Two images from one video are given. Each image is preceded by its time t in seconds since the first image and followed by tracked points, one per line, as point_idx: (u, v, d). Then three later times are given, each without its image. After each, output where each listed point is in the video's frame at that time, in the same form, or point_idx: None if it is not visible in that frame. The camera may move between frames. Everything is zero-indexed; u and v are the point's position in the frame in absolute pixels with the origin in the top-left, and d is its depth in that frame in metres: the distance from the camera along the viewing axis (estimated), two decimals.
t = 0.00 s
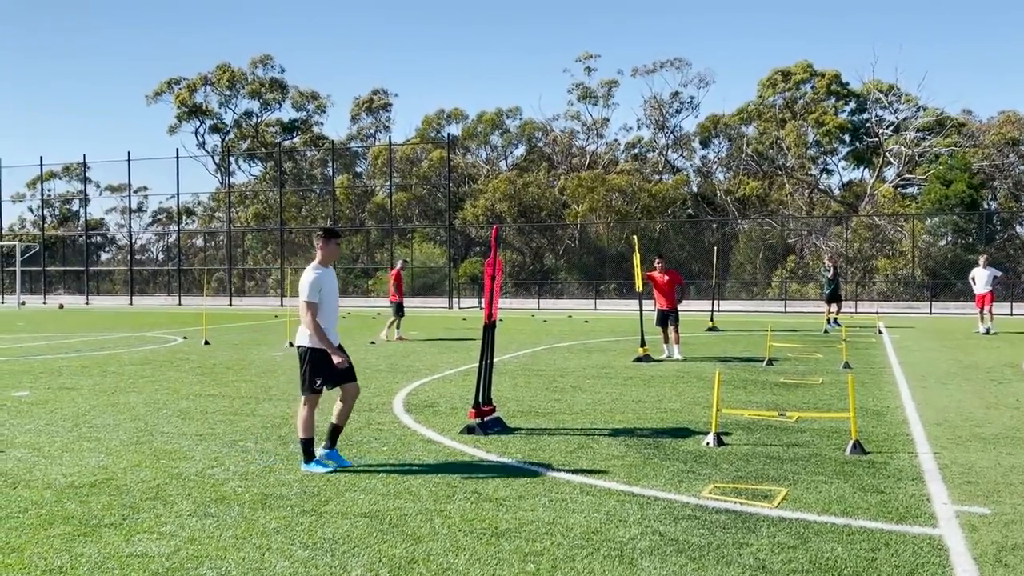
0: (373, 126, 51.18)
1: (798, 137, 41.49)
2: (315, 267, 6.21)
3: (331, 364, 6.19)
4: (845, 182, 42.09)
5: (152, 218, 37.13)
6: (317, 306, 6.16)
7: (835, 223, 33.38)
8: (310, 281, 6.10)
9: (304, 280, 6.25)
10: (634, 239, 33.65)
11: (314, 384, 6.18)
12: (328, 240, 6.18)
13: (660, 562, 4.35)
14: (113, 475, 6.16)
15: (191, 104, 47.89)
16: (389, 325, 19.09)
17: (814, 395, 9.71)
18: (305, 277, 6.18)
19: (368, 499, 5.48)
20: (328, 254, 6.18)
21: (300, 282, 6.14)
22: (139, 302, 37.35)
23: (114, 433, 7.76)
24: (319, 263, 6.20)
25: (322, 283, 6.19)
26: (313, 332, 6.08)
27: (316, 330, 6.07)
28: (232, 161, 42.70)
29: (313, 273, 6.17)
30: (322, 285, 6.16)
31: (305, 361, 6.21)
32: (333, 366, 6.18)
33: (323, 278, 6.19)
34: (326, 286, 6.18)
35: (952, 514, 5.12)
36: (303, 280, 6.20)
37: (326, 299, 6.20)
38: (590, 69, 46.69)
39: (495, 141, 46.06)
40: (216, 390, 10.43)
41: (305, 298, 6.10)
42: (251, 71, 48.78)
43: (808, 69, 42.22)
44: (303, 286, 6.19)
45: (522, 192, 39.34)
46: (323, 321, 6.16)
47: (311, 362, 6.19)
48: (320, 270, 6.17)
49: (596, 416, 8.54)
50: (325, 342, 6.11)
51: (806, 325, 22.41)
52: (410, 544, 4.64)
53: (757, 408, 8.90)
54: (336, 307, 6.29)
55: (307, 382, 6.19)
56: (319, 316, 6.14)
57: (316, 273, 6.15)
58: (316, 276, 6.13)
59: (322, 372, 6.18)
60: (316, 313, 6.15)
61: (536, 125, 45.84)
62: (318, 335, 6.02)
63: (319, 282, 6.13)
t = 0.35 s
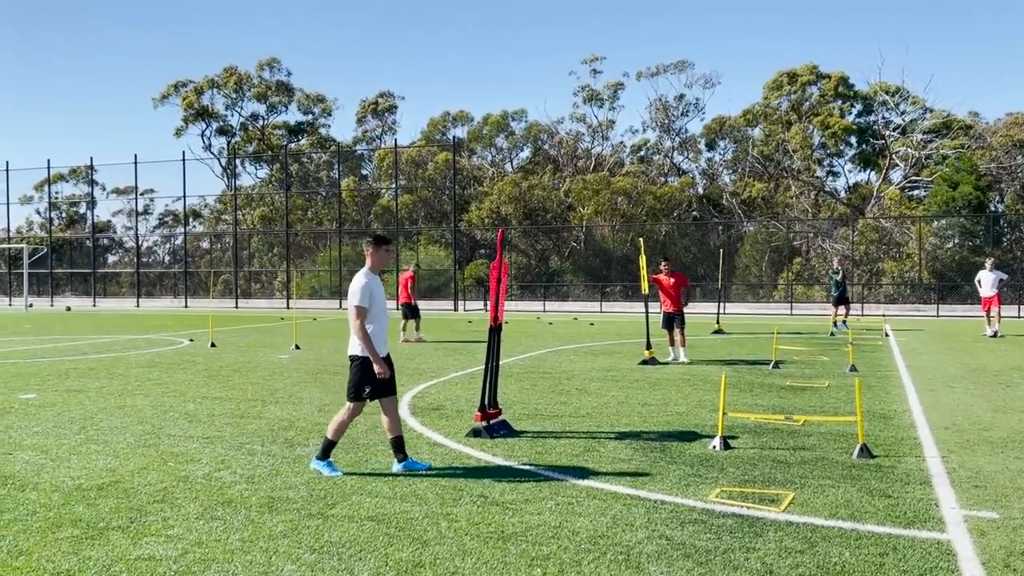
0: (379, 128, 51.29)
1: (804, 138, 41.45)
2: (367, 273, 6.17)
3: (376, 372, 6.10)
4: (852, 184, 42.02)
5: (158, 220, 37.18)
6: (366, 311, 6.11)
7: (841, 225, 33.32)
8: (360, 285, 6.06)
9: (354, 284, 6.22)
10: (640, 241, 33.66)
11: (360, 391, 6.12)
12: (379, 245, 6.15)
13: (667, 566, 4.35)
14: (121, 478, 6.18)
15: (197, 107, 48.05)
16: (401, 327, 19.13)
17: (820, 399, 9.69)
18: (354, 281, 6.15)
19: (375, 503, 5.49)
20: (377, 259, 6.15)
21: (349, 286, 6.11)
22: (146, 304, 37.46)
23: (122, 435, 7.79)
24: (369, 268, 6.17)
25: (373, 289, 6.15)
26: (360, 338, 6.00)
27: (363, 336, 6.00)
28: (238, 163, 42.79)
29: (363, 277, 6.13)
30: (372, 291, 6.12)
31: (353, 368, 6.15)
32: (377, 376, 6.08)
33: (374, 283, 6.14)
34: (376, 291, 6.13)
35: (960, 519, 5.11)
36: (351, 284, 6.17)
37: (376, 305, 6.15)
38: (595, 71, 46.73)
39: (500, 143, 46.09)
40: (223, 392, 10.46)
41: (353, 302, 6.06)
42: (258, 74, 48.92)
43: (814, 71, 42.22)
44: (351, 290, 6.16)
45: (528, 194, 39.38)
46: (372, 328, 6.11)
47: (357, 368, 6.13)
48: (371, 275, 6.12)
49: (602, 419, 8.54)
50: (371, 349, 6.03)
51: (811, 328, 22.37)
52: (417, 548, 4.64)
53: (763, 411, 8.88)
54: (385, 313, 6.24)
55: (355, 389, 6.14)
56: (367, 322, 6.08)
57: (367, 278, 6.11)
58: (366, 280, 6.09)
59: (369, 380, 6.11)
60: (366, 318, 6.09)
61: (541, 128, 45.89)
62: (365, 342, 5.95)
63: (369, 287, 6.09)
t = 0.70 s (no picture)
0: (380, 130, 51.31)
1: (806, 140, 41.47)
2: (415, 271, 6.23)
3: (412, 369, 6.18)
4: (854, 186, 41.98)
5: (160, 222, 37.20)
6: (409, 308, 6.19)
7: (843, 227, 33.28)
8: (403, 282, 6.15)
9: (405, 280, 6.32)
10: (641, 243, 33.65)
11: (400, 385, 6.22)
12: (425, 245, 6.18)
13: (671, 567, 4.35)
14: (124, 479, 6.20)
15: (199, 109, 48.10)
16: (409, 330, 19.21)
17: (823, 401, 9.68)
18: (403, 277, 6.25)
19: (378, 504, 5.50)
20: (423, 258, 6.18)
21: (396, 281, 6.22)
22: (148, 306, 37.48)
23: (124, 436, 7.81)
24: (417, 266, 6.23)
25: (417, 288, 6.20)
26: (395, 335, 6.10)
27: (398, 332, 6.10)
28: (240, 165, 42.81)
29: (409, 274, 6.21)
30: (416, 289, 6.18)
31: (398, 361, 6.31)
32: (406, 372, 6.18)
33: (418, 282, 6.20)
34: (420, 289, 6.19)
35: (963, 520, 5.11)
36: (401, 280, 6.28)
37: (418, 303, 6.19)
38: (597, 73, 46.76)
39: (502, 145, 46.10)
40: (226, 394, 10.47)
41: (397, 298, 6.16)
42: (260, 76, 48.99)
43: (816, 74, 42.26)
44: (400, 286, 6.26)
45: (529, 196, 39.39)
46: (411, 325, 6.18)
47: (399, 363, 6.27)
48: (416, 273, 6.19)
49: (604, 421, 8.54)
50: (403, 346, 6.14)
51: (814, 330, 22.34)
52: (420, 549, 4.65)
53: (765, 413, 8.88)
54: (429, 312, 6.28)
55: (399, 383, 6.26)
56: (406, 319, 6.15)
57: (413, 275, 6.19)
58: (410, 278, 6.17)
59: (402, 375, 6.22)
60: (407, 316, 6.17)
61: (543, 130, 45.93)
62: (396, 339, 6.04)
63: (413, 284, 6.16)
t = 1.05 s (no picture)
0: (377, 132, 51.30)
1: (802, 142, 41.60)
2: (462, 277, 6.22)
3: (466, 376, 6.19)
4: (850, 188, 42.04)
5: (157, 224, 37.16)
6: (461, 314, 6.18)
7: (840, 229, 33.34)
8: (455, 289, 6.13)
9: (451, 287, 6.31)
10: (638, 245, 33.66)
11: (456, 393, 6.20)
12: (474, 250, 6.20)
13: (666, 569, 4.35)
14: (119, 481, 6.19)
15: (196, 111, 48.08)
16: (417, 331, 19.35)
17: (820, 402, 9.69)
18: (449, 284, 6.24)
19: (374, 506, 5.49)
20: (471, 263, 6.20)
21: (445, 289, 6.19)
22: (144, 307, 37.45)
23: (119, 438, 7.79)
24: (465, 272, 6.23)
25: (467, 294, 6.20)
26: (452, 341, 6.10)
27: (455, 339, 6.08)
28: (237, 167, 42.80)
29: (458, 281, 6.20)
30: (467, 295, 6.18)
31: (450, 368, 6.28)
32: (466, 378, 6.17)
33: (468, 287, 6.20)
34: (470, 295, 6.19)
35: (958, 521, 5.12)
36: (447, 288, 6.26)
37: (470, 309, 6.20)
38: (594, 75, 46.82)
39: (499, 147, 46.09)
40: (221, 396, 10.45)
41: (449, 305, 6.14)
42: (256, 78, 48.97)
43: (813, 75, 42.36)
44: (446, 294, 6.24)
45: (526, 198, 39.40)
46: (465, 331, 6.19)
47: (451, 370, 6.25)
48: (466, 278, 6.20)
49: (601, 422, 8.53)
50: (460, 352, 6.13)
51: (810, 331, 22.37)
52: (416, 551, 4.64)
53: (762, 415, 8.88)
54: (479, 318, 6.30)
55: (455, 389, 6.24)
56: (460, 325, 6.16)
57: (462, 281, 6.18)
58: (460, 284, 6.16)
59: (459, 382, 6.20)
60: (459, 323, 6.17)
61: (540, 132, 45.92)
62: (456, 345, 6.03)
63: (464, 290, 6.16)
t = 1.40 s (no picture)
0: (368, 133, 51.22)
1: (793, 144, 41.83)
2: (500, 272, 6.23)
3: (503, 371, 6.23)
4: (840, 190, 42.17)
5: (147, 225, 36.99)
6: (499, 311, 6.20)
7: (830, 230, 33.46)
8: (494, 285, 6.14)
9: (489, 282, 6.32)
10: (630, 246, 33.69)
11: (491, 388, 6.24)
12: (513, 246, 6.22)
13: (656, 569, 4.35)
14: (108, 483, 6.15)
15: (186, 111, 47.90)
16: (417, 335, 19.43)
17: (810, 402, 9.71)
18: (487, 280, 6.25)
19: (365, 507, 5.48)
20: (509, 258, 6.23)
21: (483, 285, 6.20)
22: (134, 309, 37.25)
23: (108, 440, 7.75)
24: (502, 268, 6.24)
25: (507, 289, 6.21)
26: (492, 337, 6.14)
27: (497, 335, 6.12)
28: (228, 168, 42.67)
29: (496, 277, 6.21)
30: (506, 292, 6.19)
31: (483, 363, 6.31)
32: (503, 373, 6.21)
33: (506, 284, 6.21)
34: (509, 292, 6.20)
35: (947, 521, 5.14)
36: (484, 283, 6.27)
37: (510, 304, 6.22)
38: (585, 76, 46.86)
39: (490, 148, 46.08)
40: (212, 397, 10.42)
41: (487, 301, 6.16)
42: (246, 79, 48.85)
43: (803, 77, 42.52)
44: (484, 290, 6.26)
45: (518, 199, 39.38)
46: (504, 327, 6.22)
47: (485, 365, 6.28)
48: (504, 274, 6.22)
49: (592, 423, 8.54)
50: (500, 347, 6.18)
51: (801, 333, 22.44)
52: (406, 552, 4.63)
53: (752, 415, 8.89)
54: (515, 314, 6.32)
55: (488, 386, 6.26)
56: (500, 321, 6.19)
57: (500, 278, 6.19)
58: (499, 281, 6.18)
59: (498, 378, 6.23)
60: (500, 318, 6.19)
61: (532, 133, 45.90)
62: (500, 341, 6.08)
63: (503, 287, 6.17)
